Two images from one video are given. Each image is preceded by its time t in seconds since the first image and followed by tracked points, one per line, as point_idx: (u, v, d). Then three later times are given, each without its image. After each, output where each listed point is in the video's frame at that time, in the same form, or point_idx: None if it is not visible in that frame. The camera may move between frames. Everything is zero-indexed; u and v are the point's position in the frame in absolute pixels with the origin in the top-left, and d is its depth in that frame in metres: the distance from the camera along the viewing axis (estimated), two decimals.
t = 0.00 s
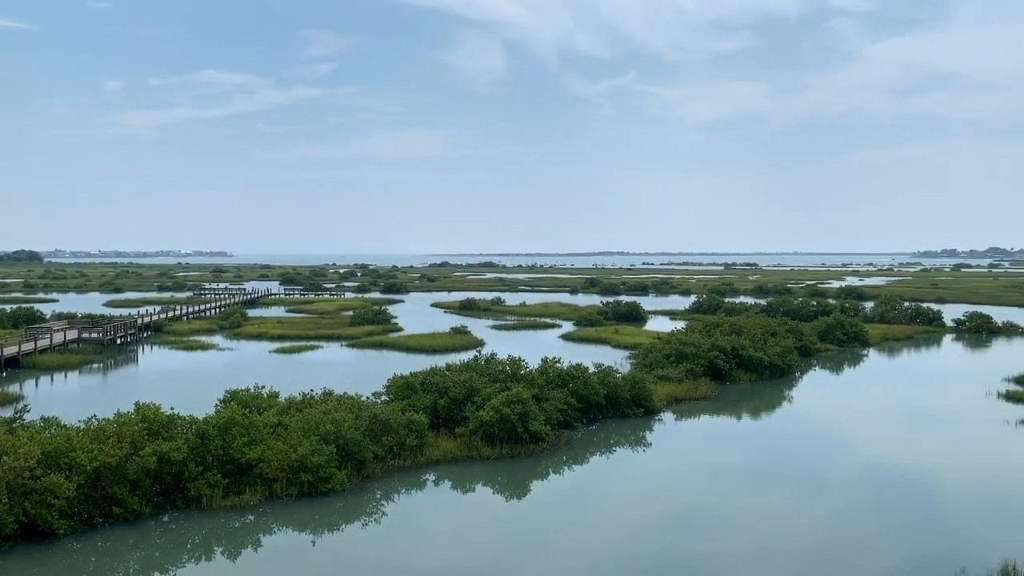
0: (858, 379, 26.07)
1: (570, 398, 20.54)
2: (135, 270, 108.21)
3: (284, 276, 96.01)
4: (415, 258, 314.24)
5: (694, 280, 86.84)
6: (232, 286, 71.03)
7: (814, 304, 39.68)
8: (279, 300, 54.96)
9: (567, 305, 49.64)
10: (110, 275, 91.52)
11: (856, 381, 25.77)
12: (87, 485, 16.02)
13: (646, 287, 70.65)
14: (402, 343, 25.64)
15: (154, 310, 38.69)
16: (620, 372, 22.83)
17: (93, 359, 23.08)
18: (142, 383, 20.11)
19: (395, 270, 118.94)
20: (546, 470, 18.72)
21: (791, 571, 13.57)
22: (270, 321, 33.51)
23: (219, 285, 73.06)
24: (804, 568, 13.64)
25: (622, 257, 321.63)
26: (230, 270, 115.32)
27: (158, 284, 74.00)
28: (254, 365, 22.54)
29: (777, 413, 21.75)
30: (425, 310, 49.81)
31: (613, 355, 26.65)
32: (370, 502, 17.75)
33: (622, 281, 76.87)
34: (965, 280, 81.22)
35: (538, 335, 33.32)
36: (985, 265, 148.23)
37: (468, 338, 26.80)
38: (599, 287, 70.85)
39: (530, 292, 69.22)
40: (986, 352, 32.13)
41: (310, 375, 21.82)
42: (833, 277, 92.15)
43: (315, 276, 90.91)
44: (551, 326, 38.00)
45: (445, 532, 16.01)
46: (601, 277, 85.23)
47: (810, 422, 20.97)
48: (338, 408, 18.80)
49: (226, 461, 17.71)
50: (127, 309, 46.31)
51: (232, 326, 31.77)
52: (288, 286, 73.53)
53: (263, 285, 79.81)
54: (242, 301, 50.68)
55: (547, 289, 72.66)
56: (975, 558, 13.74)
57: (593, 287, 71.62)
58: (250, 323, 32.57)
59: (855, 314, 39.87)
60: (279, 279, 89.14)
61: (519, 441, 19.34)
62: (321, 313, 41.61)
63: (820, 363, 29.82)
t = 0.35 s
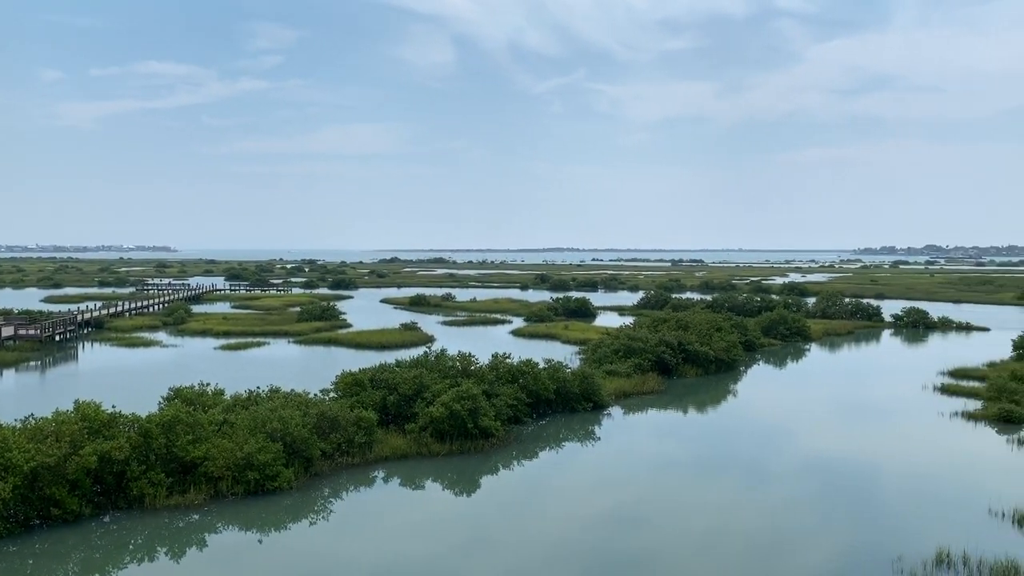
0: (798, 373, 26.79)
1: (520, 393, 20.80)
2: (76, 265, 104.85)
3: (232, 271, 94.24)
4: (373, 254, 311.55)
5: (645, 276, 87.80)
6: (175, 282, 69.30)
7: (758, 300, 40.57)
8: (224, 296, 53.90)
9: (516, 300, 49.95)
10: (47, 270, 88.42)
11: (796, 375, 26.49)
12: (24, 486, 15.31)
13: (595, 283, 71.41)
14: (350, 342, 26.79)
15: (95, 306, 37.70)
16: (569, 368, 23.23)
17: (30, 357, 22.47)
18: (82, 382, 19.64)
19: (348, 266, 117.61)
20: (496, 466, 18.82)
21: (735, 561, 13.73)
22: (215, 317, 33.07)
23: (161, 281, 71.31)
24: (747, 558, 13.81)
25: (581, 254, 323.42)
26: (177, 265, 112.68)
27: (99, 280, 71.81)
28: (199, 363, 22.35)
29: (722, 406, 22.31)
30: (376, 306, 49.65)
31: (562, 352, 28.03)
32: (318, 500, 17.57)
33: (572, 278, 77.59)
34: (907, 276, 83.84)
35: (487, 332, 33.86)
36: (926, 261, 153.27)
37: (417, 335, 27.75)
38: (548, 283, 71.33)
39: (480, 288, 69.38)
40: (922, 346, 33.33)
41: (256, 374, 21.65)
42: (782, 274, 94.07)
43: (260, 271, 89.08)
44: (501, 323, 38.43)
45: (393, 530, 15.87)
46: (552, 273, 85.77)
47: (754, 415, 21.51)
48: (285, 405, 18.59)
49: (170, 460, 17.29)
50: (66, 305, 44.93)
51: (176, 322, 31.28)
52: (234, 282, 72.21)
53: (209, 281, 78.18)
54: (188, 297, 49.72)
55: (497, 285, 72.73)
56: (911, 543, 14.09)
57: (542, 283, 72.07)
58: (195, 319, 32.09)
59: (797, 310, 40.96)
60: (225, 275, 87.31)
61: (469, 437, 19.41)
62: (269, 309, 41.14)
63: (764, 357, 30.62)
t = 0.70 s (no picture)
0: (746, 366, 27.40)
1: (473, 387, 20.97)
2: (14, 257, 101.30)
3: (180, 264, 92.28)
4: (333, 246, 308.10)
5: (600, 270, 88.53)
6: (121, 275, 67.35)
7: (708, 294, 41.30)
8: (172, 290, 52.68)
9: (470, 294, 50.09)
10: None
11: (744, 368, 27.07)
12: None
13: (548, 276, 71.85)
14: (301, 335, 26.75)
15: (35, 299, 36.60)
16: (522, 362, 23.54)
17: None
18: (21, 377, 19.05)
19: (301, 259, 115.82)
20: (449, 459, 18.89)
21: (682, 555, 13.49)
22: (162, 311, 32.48)
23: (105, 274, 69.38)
24: (694, 552, 13.55)
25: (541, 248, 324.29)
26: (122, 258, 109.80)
27: (38, 272, 69.38)
28: (145, 357, 22.00)
29: (672, 399, 22.84)
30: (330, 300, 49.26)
31: (516, 345, 28.52)
32: (269, 496, 17.34)
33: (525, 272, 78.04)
34: (854, 270, 86.20)
35: (440, 326, 34.11)
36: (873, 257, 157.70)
37: (370, 329, 27.82)
38: (502, 276, 71.54)
39: (435, 281, 69.29)
40: (865, 339, 34.40)
41: (204, 369, 21.40)
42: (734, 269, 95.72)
43: (210, 265, 87.22)
44: (456, 316, 38.62)
45: (337, 529, 15.50)
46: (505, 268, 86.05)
47: (704, 408, 21.97)
48: (234, 400, 18.33)
49: (114, 456, 16.74)
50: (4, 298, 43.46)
51: (121, 316, 30.66)
52: (181, 275, 70.69)
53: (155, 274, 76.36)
54: (135, 290, 48.58)
55: (451, 279, 72.56)
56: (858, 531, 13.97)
57: (497, 277, 72.25)
58: (141, 312, 31.49)
59: (746, 303, 41.89)
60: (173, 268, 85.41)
61: (421, 431, 19.43)
62: (218, 302, 40.51)
63: (714, 350, 31.27)
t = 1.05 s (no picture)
0: (698, 358, 27.85)
1: (429, 379, 21.09)
2: None
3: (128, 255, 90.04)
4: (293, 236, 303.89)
5: (557, 263, 88.87)
6: (66, 265, 65.40)
7: (663, 287, 41.84)
8: (120, 281, 51.31)
9: (426, 287, 50.00)
10: None
11: (697, 361, 27.50)
12: None
13: (505, 268, 72.03)
14: (254, 327, 26.48)
15: None
16: (478, 354, 23.73)
17: None
18: None
19: (255, 251, 113.69)
20: (404, 452, 18.87)
21: (633, 547, 13.10)
22: (109, 302, 31.80)
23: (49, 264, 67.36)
24: (645, 543, 13.22)
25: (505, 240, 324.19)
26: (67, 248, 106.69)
27: None
28: (92, 350, 21.56)
29: (626, 390, 23.26)
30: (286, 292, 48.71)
31: (472, 337, 28.71)
32: (220, 490, 16.99)
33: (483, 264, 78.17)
34: (806, 263, 88.19)
35: (396, 318, 34.09)
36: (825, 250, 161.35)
37: (324, 321, 27.69)
38: (460, 268, 71.52)
39: (393, 273, 68.98)
40: (814, 331, 35.27)
41: (152, 363, 20.99)
42: (691, 262, 96.99)
43: (159, 256, 85.08)
44: (412, 309, 38.58)
45: (279, 528, 14.91)
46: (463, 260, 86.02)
47: (658, 400, 22.26)
48: (184, 393, 18.03)
49: (60, 451, 16.15)
50: None
51: (68, 307, 29.95)
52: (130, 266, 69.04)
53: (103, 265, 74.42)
54: (82, 281, 47.38)
55: (408, 271, 72.16)
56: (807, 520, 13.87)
57: (455, 269, 72.20)
58: (89, 304, 30.81)
59: (699, 296, 42.60)
60: (122, 259, 83.35)
61: (376, 424, 19.40)
62: (168, 294, 39.78)
63: (667, 343, 31.76)
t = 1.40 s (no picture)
0: (657, 352, 28.18)
1: (388, 373, 20.95)
2: None
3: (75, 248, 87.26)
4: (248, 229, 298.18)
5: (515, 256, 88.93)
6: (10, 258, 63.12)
7: (622, 281, 42.22)
8: (69, 274, 49.76)
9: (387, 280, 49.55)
10: None
11: (656, 354, 27.82)
12: None
13: (466, 262, 71.86)
14: (210, 321, 25.94)
15: None
16: (438, 348, 23.64)
17: None
18: None
19: (207, 243, 111.18)
20: (363, 447, 18.66)
21: (595, 543, 13.03)
22: (57, 296, 30.81)
23: None
24: (608, 538, 13.20)
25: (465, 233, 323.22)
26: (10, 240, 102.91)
27: None
28: (40, 345, 20.85)
29: (585, 384, 23.45)
30: (242, 285, 47.82)
31: (432, 331, 28.62)
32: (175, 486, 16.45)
33: (443, 258, 77.82)
34: (761, 258, 89.92)
35: (355, 312, 33.79)
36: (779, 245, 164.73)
37: (282, 315, 27.28)
38: (420, 262, 71.10)
39: (352, 267, 68.26)
40: (769, 325, 36.02)
41: (104, 358, 20.37)
42: (647, 256, 97.98)
43: (108, 248, 82.71)
44: (371, 303, 38.26)
45: (255, 531, 13.96)
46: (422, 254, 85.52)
47: (619, 393, 22.45)
48: (137, 389, 17.31)
49: (7, 448, 15.31)
50: None
51: (13, 301, 28.92)
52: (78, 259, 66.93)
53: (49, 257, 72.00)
54: (28, 274, 45.81)
55: (366, 264, 71.41)
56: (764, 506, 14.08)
57: (415, 263, 71.77)
58: (35, 298, 29.79)
59: (657, 290, 43.11)
60: (69, 252, 80.73)
61: (334, 419, 19.19)
62: (119, 287, 38.71)
63: (626, 336, 32.10)
